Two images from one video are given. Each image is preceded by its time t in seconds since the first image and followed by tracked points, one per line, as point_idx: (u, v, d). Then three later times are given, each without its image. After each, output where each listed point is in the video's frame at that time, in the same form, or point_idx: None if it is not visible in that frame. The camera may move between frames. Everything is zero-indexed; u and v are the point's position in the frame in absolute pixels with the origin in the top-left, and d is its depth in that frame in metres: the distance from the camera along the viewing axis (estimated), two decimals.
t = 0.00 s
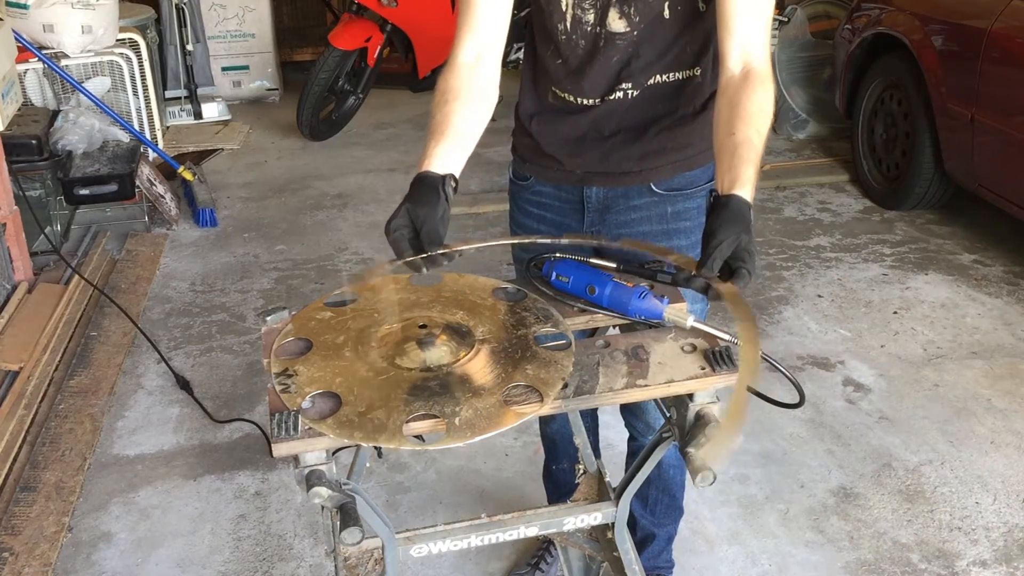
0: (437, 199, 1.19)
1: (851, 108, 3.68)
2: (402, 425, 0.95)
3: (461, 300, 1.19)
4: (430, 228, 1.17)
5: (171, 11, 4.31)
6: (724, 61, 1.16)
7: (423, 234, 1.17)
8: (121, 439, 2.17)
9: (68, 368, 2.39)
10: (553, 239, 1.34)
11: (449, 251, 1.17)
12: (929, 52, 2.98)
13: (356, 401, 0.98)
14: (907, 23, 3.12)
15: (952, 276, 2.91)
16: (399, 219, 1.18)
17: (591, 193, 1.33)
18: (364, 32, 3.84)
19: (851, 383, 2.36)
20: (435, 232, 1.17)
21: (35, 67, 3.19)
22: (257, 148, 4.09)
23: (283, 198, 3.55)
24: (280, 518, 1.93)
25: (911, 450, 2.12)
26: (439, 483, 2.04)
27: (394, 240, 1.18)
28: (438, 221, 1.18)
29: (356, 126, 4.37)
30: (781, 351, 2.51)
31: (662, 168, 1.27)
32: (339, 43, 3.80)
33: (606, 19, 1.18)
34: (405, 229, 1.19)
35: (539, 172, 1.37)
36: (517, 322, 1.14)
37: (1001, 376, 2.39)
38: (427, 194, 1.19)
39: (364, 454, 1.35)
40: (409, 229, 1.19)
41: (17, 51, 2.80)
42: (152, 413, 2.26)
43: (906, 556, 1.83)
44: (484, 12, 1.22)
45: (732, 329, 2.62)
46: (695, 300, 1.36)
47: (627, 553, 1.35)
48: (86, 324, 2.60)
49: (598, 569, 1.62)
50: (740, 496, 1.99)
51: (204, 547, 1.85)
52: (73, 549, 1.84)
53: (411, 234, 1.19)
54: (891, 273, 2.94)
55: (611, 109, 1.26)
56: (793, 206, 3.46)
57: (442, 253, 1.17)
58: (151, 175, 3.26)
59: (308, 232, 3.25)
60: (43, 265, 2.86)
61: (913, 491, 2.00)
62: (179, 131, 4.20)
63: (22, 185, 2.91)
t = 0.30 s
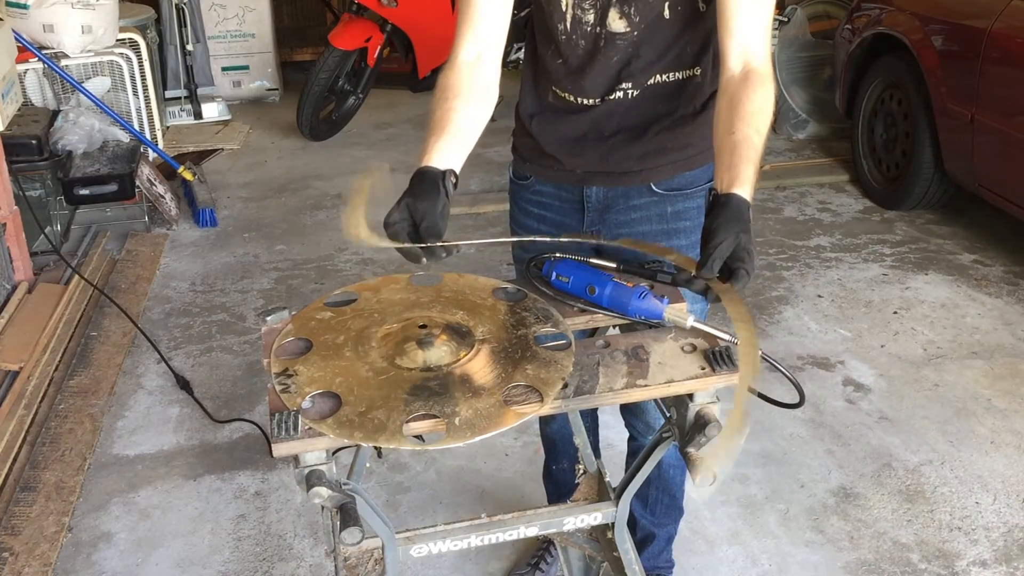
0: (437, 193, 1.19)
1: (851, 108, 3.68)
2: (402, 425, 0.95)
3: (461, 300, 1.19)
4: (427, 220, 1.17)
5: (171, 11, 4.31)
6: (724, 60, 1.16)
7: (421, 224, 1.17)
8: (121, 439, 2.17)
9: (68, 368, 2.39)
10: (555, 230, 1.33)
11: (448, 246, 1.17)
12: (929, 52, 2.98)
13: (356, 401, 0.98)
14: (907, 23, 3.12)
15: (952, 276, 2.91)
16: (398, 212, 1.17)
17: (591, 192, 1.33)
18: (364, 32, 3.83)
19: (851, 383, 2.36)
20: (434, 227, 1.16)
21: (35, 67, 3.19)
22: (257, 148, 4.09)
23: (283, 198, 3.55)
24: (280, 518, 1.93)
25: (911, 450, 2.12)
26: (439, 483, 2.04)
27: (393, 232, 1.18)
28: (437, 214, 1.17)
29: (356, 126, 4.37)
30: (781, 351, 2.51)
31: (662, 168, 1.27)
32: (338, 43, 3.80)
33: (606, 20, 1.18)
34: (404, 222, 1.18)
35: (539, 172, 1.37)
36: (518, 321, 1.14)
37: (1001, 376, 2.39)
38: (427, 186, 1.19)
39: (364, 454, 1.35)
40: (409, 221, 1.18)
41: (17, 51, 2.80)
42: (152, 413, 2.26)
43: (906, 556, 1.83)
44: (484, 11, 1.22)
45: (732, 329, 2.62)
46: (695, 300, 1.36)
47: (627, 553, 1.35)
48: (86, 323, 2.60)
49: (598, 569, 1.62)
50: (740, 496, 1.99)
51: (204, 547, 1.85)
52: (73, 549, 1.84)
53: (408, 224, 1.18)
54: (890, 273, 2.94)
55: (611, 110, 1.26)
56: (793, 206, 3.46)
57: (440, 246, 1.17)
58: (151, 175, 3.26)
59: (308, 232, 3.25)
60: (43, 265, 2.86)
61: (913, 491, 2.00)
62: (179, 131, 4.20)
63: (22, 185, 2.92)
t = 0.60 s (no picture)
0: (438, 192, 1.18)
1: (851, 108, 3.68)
2: (402, 425, 0.95)
3: (461, 300, 1.19)
4: (427, 219, 1.16)
5: (171, 11, 4.31)
6: (725, 59, 1.16)
7: (422, 221, 1.16)
8: (121, 439, 2.17)
9: (68, 368, 2.39)
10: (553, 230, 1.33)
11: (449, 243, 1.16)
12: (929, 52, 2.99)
13: (356, 401, 0.98)
14: (907, 23, 3.12)
15: (952, 275, 2.91)
16: (400, 210, 1.17)
17: (590, 192, 1.33)
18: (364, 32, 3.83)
19: (851, 383, 2.36)
20: (436, 224, 1.16)
21: (35, 67, 3.19)
22: (257, 148, 4.08)
23: (283, 198, 3.55)
24: (279, 518, 1.93)
25: (911, 450, 2.12)
26: (439, 483, 2.04)
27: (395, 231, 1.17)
28: (438, 213, 1.17)
29: (356, 126, 4.37)
30: (781, 351, 2.51)
31: (661, 168, 1.27)
32: (338, 43, 3.79)
33: (606, 20, 1.19)
34: (405, 220, 1.17)
35: (539, 171, 1.37)
36: (517, 321, 1.14)
37: (1001, 376, 2.39)
38: (429, 186, 1.18)
39: (364, 454, 1.35)
40: (410, 219, 1.17)
41: (17, 51, 2.80)
42: (152, 413, 2.26)
43: (906, 556, 1.83)
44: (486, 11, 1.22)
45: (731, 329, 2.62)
46: (695, 299, 1.36)
47: (626, 553, 1.35)
48: (86, 323, 2.60)
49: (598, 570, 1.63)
50: (740, 496, 1.99)
51: (204, 547, 1.85)
52: (73, 549, 1.84)
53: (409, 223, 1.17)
54: (890, 273, 2.94)
55: (611, 109, 1.26)
56: (793, 206, 3.46)
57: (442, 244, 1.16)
58: (151, 175, 3.26)
59: (308, 232, 3.25)
60: (43, 265, 2.86)
61: (913, 491, 2.00)
62: (179, 131, 4.20)
63: (22, 185, 2.91)
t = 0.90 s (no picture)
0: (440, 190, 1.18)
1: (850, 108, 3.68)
2: (403, 425, 0.95)
3: (461, 300, 1.19)
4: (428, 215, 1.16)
5: (171, 11, 4.31)
6: (725, 58, 1.16)
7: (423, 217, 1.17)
8: (121, 439, 2.17)
9: (68, 368, 2.39)
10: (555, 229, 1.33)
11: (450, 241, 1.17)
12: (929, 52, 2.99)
13: (356, 401, 0.98)
14: (907, 23, 3.12)
15: (952, 276, 2.91)
16: (403, 206, 1.17)
17: (590, 192, 1.33)
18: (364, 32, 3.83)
19: (851, 383, 2.36)
20: (438, 221, 1.16)
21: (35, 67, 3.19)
22: (257, 148, 4.08)
23: (283, 198, 3.55)
24: (279, 518, 1.93)
25: (911, 450, 2.12)
26: (439, 483, 2.04)
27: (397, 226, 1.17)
28: (440, 210, 1.17)
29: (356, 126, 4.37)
30: (780, 351, 2.51)
31: (660, 168, 1.27)
32: (338, 43, 3.79)
33: (606, 20, 1.19)
34: (407, 216, 1.17)
35: (539, 171, 1.36)
36: (517, 321, 1.14)
37: (1001, 376, 2.39)
38: (433, 184, 1.18)
39: (364, 454, 1.35)
40: (412, 214, 1.17)
41: (17, 51, 2.80)
42: (152, 413, 2.26)
43: (906, 556, 1.83)
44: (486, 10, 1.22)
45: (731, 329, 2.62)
46: (696, 299, 1.35)
47: (626, 553, 1.35)
48: (86, 323, 2.59)
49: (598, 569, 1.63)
50: (740, 496, 1.99)
51: (204, 547, 1.85)
52: (73, 549, 1.84)
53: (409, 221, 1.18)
54: (890, 273, 2.94)
55: (611, 109, 1.26)
56: (793, 206, 3.46)
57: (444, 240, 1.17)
58: (151, 175, 3.26)
59: (308, 232, 3.25)
60: (43, 265, 2.86)
61: (913, 491, 2.00)
62: (179, 131, 4.20)
63: (22, 185, 2.91)
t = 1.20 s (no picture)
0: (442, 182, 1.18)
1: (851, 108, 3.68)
2: (403, 425, 0.95)
3: (461, 300, 1.19)
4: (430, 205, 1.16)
5: (171, 11, 4.31)
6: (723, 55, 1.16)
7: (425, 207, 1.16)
8: (121, 439, 2.17)
9: (68, 368, 2.39)
10: (551, 211, 1.34)
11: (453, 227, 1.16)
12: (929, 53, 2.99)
13: (356, 401, 0.98)
14: (907, 23, 3.12)
15: (952, 276, 2.91)
16: (403, 196, 1.16)
17: (590, 191, 1.33)
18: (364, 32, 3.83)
19: (851, 383, 2.36)
20: (439, 208, 1.15)
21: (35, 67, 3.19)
22: (257, 148, 4.08)
23: (283, 198, 3.55)
24: (279, 518, 1.93)
25: (911, 450, 2.12)
26: (439, 483, 2.04)
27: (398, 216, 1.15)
28: (442, 200, 1.17)
29: (356, 126, 4.37)
30: (780, 351, 2.50)
31: (659, 167, 1.27)
32: (338, 43, 3.79)
33: (606, 19, 1.19)
34: (408, 207, 1.16)
35: (538, 170, 1.36)
36: (517, 321, 1.14)
37: (1001, 376, 2.39)
38: (435, 175, 1.18)
39: (364, 454, 1.35)
40: (413, 205, 1.16)
41: (17, 51, 2.80)
42: (152, 413, 2.26)
43: (906, 556, 1.83)
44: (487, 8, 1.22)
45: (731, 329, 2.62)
46: (696, 298, 1.35)
47: (626, 553, 1.35)
48: (86, 323, 2.59)
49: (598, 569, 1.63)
50: (739, 496, 1.99)
51: (204, 547, 1.85)
52: (73, 549, 1.84)
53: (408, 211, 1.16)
54: (890, 273, 2.94)
55: (611, 108, 1.25)
56: (793, 206, 3.46)
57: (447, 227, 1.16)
58: (151, 175, 3.26)
59: (308, 232, 3.25)
60: (43, 265, 2.86)
61: (913, 491, 2.00)
62: (179, 131, 4.20)
63: (22, 185, 2.91)
